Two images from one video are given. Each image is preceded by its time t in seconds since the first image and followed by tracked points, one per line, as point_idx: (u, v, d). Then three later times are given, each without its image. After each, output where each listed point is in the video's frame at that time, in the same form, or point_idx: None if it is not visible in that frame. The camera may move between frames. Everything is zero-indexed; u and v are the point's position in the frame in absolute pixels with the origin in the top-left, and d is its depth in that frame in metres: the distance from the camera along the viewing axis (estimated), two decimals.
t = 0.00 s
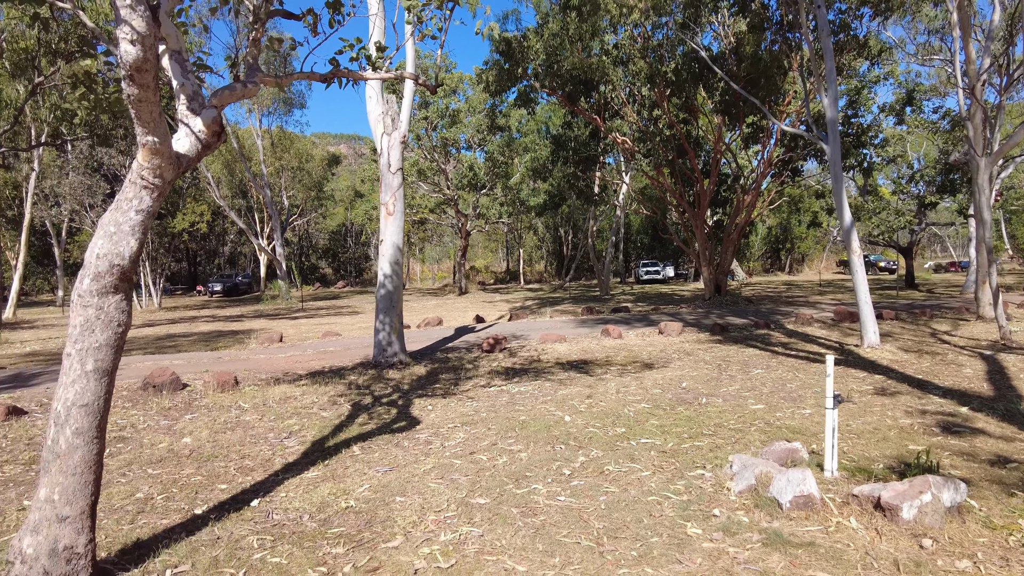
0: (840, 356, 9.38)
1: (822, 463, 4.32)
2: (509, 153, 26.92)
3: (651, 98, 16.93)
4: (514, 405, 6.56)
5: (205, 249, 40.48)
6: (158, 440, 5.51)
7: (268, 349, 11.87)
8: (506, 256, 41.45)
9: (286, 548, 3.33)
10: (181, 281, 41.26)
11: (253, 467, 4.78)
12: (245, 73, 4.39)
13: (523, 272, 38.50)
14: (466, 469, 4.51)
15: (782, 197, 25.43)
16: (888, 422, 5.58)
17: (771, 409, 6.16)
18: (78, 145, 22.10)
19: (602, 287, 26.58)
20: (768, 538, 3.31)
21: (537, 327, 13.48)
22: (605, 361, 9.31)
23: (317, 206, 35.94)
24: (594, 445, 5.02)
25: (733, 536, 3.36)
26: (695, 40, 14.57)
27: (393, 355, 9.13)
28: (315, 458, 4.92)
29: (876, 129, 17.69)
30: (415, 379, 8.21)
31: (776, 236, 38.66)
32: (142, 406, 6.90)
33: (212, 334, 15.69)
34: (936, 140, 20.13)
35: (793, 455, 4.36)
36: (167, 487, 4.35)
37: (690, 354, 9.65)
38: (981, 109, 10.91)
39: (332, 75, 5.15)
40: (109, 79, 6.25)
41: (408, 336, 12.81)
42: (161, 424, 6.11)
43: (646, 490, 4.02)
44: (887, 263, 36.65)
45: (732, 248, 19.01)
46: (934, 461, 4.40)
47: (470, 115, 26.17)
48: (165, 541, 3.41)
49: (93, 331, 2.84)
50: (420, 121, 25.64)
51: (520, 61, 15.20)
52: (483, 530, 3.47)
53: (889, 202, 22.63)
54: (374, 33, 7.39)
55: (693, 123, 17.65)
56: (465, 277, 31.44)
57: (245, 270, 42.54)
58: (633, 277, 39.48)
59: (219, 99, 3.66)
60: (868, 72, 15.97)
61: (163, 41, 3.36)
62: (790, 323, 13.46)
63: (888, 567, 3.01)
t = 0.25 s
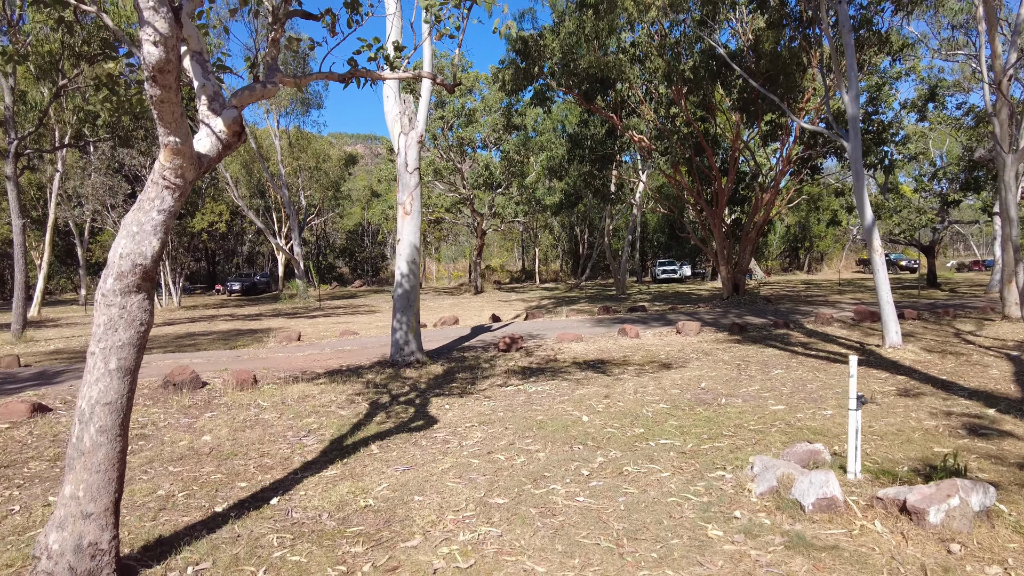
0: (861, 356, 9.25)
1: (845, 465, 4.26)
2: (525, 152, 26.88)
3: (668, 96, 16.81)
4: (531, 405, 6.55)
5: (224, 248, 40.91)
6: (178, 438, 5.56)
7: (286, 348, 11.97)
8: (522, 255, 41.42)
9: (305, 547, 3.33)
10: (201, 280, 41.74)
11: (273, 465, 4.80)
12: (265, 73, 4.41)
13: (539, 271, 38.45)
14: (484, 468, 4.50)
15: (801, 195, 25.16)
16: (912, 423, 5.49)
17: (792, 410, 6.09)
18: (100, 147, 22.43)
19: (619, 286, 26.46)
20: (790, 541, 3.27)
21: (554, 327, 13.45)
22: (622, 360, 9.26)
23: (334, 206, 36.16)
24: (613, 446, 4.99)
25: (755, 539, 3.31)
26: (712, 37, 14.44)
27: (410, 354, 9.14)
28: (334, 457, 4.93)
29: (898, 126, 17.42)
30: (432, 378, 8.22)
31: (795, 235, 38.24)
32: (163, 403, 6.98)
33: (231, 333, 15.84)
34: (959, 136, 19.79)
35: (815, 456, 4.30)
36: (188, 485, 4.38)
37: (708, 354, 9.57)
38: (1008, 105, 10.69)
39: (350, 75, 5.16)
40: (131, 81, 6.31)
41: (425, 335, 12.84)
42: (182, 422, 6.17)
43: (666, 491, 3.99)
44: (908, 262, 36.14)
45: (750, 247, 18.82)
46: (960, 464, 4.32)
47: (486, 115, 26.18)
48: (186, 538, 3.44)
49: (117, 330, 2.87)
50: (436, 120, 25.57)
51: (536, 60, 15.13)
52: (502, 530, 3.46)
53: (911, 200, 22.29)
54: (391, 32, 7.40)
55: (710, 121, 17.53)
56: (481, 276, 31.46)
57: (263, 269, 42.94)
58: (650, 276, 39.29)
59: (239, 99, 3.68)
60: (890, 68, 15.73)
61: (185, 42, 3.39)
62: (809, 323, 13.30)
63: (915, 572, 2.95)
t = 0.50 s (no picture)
0: (882, 356, 9.11)
1: (868, 467, 4.18)
2: (540, 151, 26.81)
3: (684, 94, 16.68)
4: (547, 404, 6.51)
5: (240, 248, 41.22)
6: (196, 436, 5.59)
7: (303, 346, 12.02)
8: (537, 254, 41.33)
9: (322, 545, 3.32)
10: (217, 279, 42.10)
11: (290, 463, 4.81)
12: (281, 71, 4.41)
13: (553, 270, 38.38)
14: (500, 467, 4.48)
15: (819, 193, 24.86)
16: (936, 424, 5.38)
17: (812, 410, 6.00)
18: (119, 147, 22.70)
19: (633, 284, 26.34)
20: (814, 544, 3.20)
21: (569, 326, 13.39)
22: (638, 360, 9.20)
23: (349, 206, 36.31)
24: (630, 446, 4.95)
25: (777, 541, 3.25)
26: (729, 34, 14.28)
27: (426, 353, 9.13)
28: (350, 455, 4.92)
29: (918, 123, 17.16)
30: (448, 376, 8.21)
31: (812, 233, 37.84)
32: (181, 401, 7.03)
33: (248, 332, 15.94)
34: (981, 133, 19.46)
35: (838, 457, 4.22)
36: (205, 482, 4.39)
37: (726, 353, 9.48)
38: None
39: (367, 74, 5.15)
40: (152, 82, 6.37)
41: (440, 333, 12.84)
42: (199, 419, 6.21)
43: (685, 491, 3.94)
44: (928, 261, 35.65)
45: (767, 246, 18.63)
46: (988, 466, 4.22)
47: (500, 113, 26.15)
48: (205, 536, 3.44)
49: (135, 327, 2.87)
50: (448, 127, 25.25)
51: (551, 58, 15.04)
52: (519, 530, 3.43)
53: (931, 197, 21.95)
54: (406, 31, 7.39)
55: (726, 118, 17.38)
56: (495, 275, 31.45)
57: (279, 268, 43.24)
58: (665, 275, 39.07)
59: (256, 97, 3.67)
60: (910, 64, 15.49)
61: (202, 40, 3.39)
62: (828, 322, 13.14)
63: None
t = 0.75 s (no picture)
0: (912, 357, 8.91)
1: (901, 472, 4.07)
2: (561, 149, 26.73)
3: (708, 91, 16.49)
4: (570, 404, 6.47)
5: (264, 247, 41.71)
6: (222, 433, 5.64)
7: (326, 344, 12.11)
8: (558, 253, 41.21)
9: (347, 545, 3.32)
10: (242, 278, 42.65)
11: (314, 462, 4.83)
12: (306, 71, 4.43)
13: (574, 269, 38.24)
14: (524, 468, 4.45)
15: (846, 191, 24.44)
16: (971, 429, 5.24)
17: (841, 413, 5.88)
18: (147, 147, 23.09)
19: (655, 284, 26.14)
20: (846, 551, 3.13)
21: (591, 325, 13.31)
22: (662, 360, 9.11)
23: (371, 206, 36.55)
24: (656, 448, 4.89)
25: (808, 547, 3.18)
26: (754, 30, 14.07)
27: (448, 352, 9.14)
28: (374, 454, 4.93)
29: (949, 119, 16.78)
30: (470, 375, 8.20)
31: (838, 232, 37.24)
32: (207, 398, 7.11)
33: (272, 330, 16.11)
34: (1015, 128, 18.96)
35: (869, 462, 4.12)
36: (231, 479, 4.43)
37: (751, 354, 9.34)
38: None
39: (390, 73, 5.15)
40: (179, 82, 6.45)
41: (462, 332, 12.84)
42: (225, 417, 6.27)
43: (712, 495, 3.87)
44: (959, 260, 34.91)
45: (793, 245, 18.35)
46: None
47: (521, 112, 26.11)
48: (231, 533, 3.46)
49: (163, 326, 2.89)
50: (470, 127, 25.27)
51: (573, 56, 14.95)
52: (544, 532, 3.40)
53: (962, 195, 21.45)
54: (428, 30, 7.39)
55: (751, 115, 17.16)
56: (515, 274, 31.42)
57: (302, 267, 43.67)
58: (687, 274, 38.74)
59: (282, 97, 3.68)
60: (941, 58, 15.15)
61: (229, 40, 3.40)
62: (855, 322, 12.90)
63: None
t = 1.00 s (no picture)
0: (946, 359, 8.68)
1: (938, 478, 3.96)
2: (584, 148, 26.61)
3: (733, 88, 16.28)
4: (595, 405, 6.43)
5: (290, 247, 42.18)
6: (248, 432, 5.68)
7: (351, 344, 12.18)
8: (581, 252, 41.02)
9: (373, 545, 3.32)
10: (268, 278, 43.19)
11: (339, 461, 4.84)
12: (332, 71, 4.44)
13: (597, 269, 38.05)
14: (549, 469, 4.43)
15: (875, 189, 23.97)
16: (1010, 434, 5.07)
17: (873, 416, 5.74)
18: (176, 149, 23.49)
19: (680, 284, 25.90)
20: (882, 558, 3.04)
21: (615, 325, 13.21)
22: (687, 361, 9.00)
23: (395, 206, 36.76)
24: (682, 450, 4.84)
25: (841, 554, 3.10)
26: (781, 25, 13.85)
27: (471, 351, 9.12)
28: (399, 453, 4.93)
29: (983, 115, 16.36)
30: (494, 375, 8.20)
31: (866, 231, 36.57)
32: (234, 397, 7.18)
33: (297, 329, 16.28)
34: None
35: (904, 466, 4.01)
36: (258, 478, 4.46)
37: (779, 355, 9.20)
38: None
39: (414, 74, 5.16)
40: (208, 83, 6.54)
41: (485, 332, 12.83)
42: (251, 415, 6.33)
43: (741, 499, 3.81)
44: (993, 260, 34.03)
45: (820, 244, 18.03)
46: None
47: (544, 111, 26.05)
48: (258, 531, 3.48)
49: (191, 326, 2.91)
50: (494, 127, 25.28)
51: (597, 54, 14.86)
52: (571, 535, 3.38)
53: (996, 193, 20.91)
54: (452, 30, 7.39)
55: (778, 113, 16.92)
56: (538, 274, 31.36)
57: (326, 267, 44.07)
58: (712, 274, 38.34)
59: (308, 99, 3.70)
60: (974, 52, 14.78)
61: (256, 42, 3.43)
62: (885, 323, 12.64)
63: None
